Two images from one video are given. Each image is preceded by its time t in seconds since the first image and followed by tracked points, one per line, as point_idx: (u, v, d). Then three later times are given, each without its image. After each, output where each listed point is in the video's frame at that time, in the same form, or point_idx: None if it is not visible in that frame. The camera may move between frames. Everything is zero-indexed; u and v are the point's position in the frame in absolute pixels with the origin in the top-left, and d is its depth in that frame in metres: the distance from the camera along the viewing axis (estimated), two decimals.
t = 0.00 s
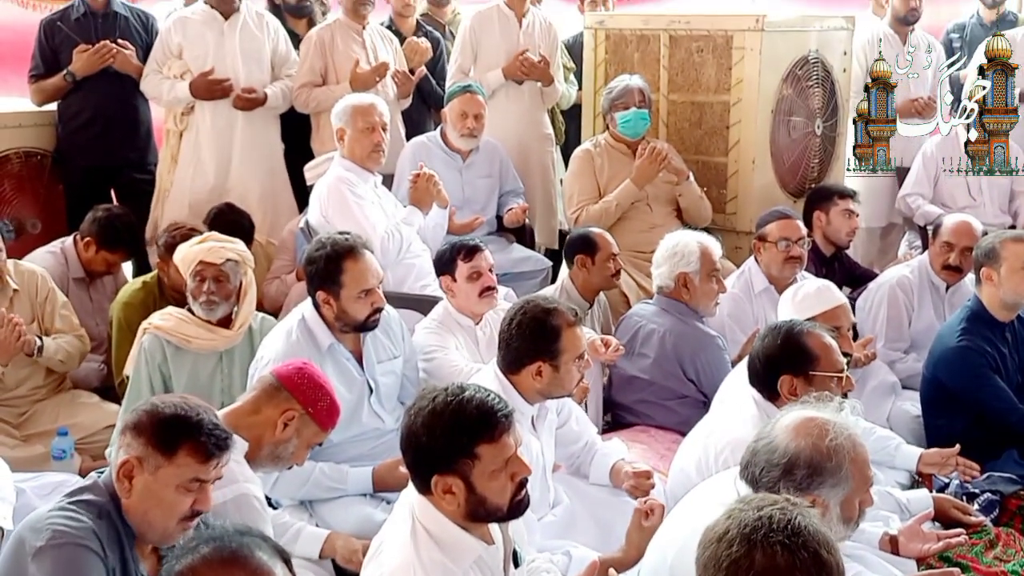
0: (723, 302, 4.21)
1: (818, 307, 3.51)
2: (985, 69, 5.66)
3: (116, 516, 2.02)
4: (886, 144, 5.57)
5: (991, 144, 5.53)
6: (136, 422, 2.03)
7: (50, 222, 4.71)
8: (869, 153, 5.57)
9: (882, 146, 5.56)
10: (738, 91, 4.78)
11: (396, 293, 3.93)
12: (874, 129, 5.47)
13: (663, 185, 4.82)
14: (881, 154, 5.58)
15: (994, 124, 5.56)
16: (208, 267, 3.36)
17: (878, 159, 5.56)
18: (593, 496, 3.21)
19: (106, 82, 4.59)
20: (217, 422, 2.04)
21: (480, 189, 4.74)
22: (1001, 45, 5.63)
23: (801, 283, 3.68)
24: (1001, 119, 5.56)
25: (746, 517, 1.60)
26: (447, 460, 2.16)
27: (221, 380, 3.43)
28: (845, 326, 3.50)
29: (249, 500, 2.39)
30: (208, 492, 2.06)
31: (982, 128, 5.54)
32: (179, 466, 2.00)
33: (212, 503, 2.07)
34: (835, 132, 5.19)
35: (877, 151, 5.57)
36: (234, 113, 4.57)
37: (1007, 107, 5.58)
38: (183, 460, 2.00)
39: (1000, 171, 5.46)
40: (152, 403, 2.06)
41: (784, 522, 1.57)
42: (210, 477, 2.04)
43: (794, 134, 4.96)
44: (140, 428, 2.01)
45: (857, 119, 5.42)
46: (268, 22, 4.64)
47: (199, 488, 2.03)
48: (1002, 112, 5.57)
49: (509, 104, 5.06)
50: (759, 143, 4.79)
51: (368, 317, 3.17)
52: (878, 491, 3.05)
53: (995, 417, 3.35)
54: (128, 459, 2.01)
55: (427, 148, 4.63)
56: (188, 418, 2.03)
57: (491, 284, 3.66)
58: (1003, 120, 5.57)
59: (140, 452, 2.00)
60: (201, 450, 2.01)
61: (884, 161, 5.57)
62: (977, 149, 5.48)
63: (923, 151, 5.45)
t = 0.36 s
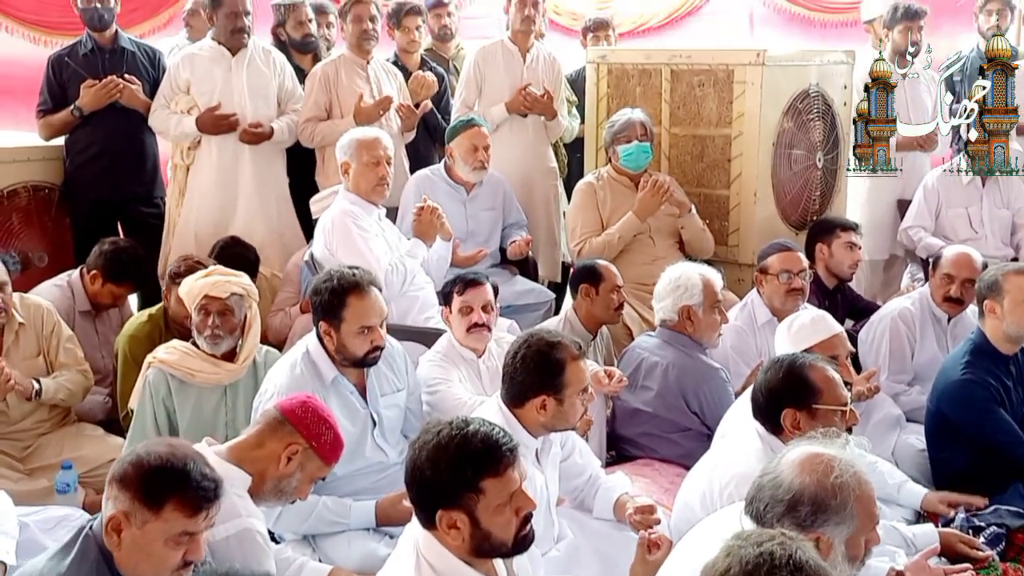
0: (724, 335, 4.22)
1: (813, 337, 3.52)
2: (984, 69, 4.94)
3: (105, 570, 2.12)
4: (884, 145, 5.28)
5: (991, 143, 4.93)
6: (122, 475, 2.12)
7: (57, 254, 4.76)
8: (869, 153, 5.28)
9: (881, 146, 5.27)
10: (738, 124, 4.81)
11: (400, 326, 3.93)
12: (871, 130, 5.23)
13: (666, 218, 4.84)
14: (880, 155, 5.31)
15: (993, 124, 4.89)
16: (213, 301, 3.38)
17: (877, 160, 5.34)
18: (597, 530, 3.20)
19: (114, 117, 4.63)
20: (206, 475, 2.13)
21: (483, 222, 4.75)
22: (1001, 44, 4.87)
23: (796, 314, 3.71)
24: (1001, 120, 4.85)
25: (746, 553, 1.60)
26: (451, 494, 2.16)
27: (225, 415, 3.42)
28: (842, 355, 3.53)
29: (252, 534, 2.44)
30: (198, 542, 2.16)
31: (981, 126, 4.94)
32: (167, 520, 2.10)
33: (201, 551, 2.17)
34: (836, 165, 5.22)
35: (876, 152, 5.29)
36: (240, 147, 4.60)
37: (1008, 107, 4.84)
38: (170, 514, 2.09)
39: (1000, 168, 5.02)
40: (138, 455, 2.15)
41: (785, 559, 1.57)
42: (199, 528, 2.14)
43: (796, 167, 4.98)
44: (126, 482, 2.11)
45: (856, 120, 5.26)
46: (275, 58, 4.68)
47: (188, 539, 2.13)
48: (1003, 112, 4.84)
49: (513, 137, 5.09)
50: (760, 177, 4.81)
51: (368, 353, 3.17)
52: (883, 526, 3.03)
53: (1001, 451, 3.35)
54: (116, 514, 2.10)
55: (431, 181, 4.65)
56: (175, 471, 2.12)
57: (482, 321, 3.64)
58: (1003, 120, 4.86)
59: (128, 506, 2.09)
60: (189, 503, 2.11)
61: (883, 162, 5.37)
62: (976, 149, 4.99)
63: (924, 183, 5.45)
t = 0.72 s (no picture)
0: (729, 364, 4.22)
1: (814, 364, 3.51)
2: (983, 67, 4.12)
3: None
4: (885, 146, 4.62)
5: (992, 146, 4.13)
6: (99, 531, 2.08)
7: (64, 284, 4.71)
8: (870, 154, 4.61)
9: (883, 147, 4.59)
10: (743, 153, 4.81)
11: (405, 355, 3.93)
12: (871, 130, 4.57)
13: (670, 247, 4.84)
14: (880, 157, 4.63)
15: (994, 125, 4.11)
16: (218, 330, 3.39)
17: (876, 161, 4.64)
18: (603, 560, 3.18)
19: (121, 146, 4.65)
20: (185, 534, 2.08)
21: (488, 251, 4.76)
22: (1001, 41, 4.08)
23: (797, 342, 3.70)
24: (1002, 121, 4.07)
25: None
26: (456, 524, 2.15)
27: (229, 445, 3.42)
28: (843, 380, 3.52)
29: (256, 565, 2.40)
30: None
31: (981, 126, 4.14)
32: None
33: None
34: (841, 194, 5.23)
35: (877, 152, 4.63)
36: (246, 176, 4.62)
37: (1011, 107, 4.05)
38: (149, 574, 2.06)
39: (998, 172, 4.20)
40: (114, 509, 2.10)
41: None
42: None
43: (800, 196, 4.98)
44: (102, 539, 2.07)
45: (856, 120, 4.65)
46: (281, 88, 4.70)
47: None
48: (1004, 112, 4.05)
49: (518, 166, 5.11)
50: (764, 206, 4.80)
51: (369, 384, 3.16)
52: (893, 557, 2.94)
53: (1009, 481, 3.33)
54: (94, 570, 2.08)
55: (436, 211, 4.67)
56: (152, 528, 2.07)
57: (483, 351, 3.63)
58: (1004, 122, 4.07)
59: (105, 564, 2.07)
60: (166, 562, 2.07)
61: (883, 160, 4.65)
62: (976, 152, 4.18)
63: (929, 214, 5.42)
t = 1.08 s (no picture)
0: (735, 383, 4.21)
1: (822, 383, 3.50)
2: (983, 67, 4.24)
3: None
4: (885, 146, 4.66)
5: (992, 145, 4.26)
6: (80, 568, 1.99)
7: (71, 301, 4.76)
8: (869, 154, 4.64)
9: (882, 148, 4.62)
10: (749, 171, 4.82)
11: (411, 373, 3.93)
12: (871, 130, 4.63)
13: (677, 265, 4.84)
14: (879, 157, 4.65)
15: (994, 125, 4.22)
16: (223, 350, 3.39)
17: (877, 160, 4.65)
18: None
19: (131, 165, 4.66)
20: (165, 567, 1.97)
21: (495, 268, 4.76)
22: (1001, 42, 4.21)
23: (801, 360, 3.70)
24: (1002, 121, 4.20)
25: None
26: (462, 542, 2.14)
27: (234, 465, 3.42)
28: (850, 398, 3.51)
29: None
30: None
31: (982, 126, 4.25)
32: None
33: None
34: (848, 212, 5.24)
35: (876, 152, 4.67)
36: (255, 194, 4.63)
37: (1011, 107, 4.19)
38: None
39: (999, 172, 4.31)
40: (94, 545, 2.00)
41: None
42: None
43: (807, 215, 4.98)
44: None
45: (856, 121, 4.70)
46: (290, 108, 4.72)
47: None
48: (1004, 112, 4.19)
49: (524, 185, 5.12)
50: (771, 225, 4.80)
51: (374, 404, 3.16)
52: None
53: (1018, 501, 3.31)
54: None
55: (442, 229, 4.68)
56: (130, 565, 1.96)
57: (488, 369, 3.63)
58: (1004, 122, 4.21)
59: None
60: None
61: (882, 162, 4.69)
62: (976, 151, 4.31)
63: (937, 231, 5.41)
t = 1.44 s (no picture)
0: (748, 391, 4.21)
1: (838, 394, 3.50)
2: (983, 67, 4.14)
3: None
4: (885, 146, 4.48)
5: (993, 145, 4.09)
6: None
7: (86, 307, 4.79)
8: (869, 154, 4.47)
9: (883, 148, 4.45)
10: (761, 179, 4.82)
11: (423, 380, 3.94)
12: (871, 130, 4.43)
13: (689, 273, 4.84)
14: (879, 158, 4.49)
15: (993, 125, 4.09)
16: (237, 359, 3.40)
17: (877, 160, 4.47)
18: None
19: (147, 173, 4.69)
20: None
21: (506, 276, 4.77)
22: (1000, 42, 4.12)
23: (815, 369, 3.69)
24: (1002, 120, 4.08)
25: None
26: (473, 550, 2.15)
27: (248, 472, 3.43)
28: (866, 410, 3.51)
29: None
30: None
31: (982, 126, 4.11)
32: None
33: None
34: (860, 220, 5.23)
35: (877, 153, 4.49)
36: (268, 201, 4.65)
37: (1010, 107, 4.08)
38: None
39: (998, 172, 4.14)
40: (96, 562, 2.00)
41: None
42: None
43: (819, 223, 4.97)
44: None
45: (856, 122, 4.51)
46: (303, 115, 4.75)
47: None
48: (1004, 112, 4.08)
49: (535, 193, 5.14)
50: (784, 232, 4.80)
51: (388, 412, 3.17)
52: None
53: None
54: None
55: (454, 236, 4.69)
56: None
57: (499, 377, 3.63)
58: (1004, 121, 4.09)
59: None
60: None
61: (884, 160, 4.49)
62: (976, 150, 4.13)
63: (950, 239, 5.40)
